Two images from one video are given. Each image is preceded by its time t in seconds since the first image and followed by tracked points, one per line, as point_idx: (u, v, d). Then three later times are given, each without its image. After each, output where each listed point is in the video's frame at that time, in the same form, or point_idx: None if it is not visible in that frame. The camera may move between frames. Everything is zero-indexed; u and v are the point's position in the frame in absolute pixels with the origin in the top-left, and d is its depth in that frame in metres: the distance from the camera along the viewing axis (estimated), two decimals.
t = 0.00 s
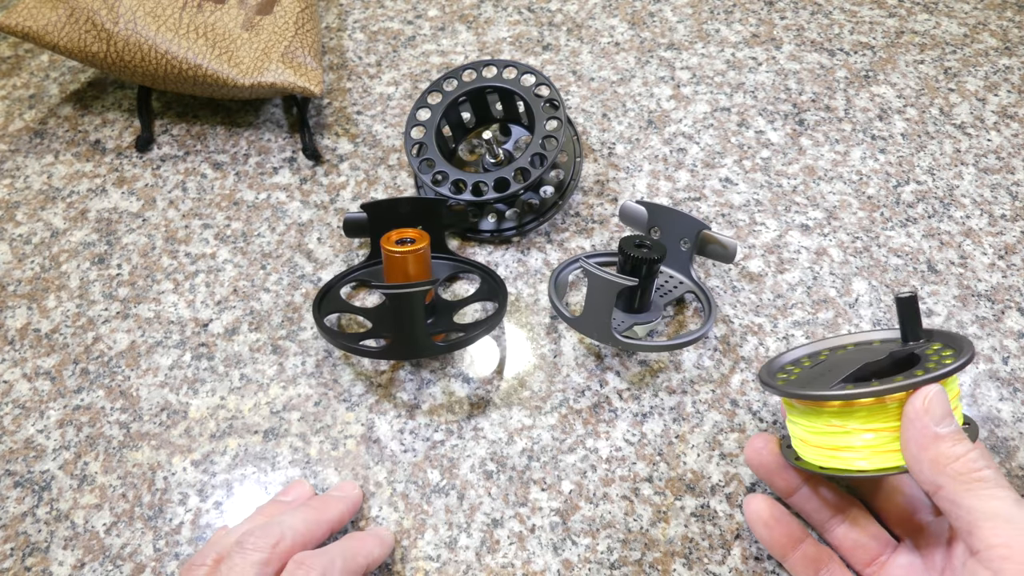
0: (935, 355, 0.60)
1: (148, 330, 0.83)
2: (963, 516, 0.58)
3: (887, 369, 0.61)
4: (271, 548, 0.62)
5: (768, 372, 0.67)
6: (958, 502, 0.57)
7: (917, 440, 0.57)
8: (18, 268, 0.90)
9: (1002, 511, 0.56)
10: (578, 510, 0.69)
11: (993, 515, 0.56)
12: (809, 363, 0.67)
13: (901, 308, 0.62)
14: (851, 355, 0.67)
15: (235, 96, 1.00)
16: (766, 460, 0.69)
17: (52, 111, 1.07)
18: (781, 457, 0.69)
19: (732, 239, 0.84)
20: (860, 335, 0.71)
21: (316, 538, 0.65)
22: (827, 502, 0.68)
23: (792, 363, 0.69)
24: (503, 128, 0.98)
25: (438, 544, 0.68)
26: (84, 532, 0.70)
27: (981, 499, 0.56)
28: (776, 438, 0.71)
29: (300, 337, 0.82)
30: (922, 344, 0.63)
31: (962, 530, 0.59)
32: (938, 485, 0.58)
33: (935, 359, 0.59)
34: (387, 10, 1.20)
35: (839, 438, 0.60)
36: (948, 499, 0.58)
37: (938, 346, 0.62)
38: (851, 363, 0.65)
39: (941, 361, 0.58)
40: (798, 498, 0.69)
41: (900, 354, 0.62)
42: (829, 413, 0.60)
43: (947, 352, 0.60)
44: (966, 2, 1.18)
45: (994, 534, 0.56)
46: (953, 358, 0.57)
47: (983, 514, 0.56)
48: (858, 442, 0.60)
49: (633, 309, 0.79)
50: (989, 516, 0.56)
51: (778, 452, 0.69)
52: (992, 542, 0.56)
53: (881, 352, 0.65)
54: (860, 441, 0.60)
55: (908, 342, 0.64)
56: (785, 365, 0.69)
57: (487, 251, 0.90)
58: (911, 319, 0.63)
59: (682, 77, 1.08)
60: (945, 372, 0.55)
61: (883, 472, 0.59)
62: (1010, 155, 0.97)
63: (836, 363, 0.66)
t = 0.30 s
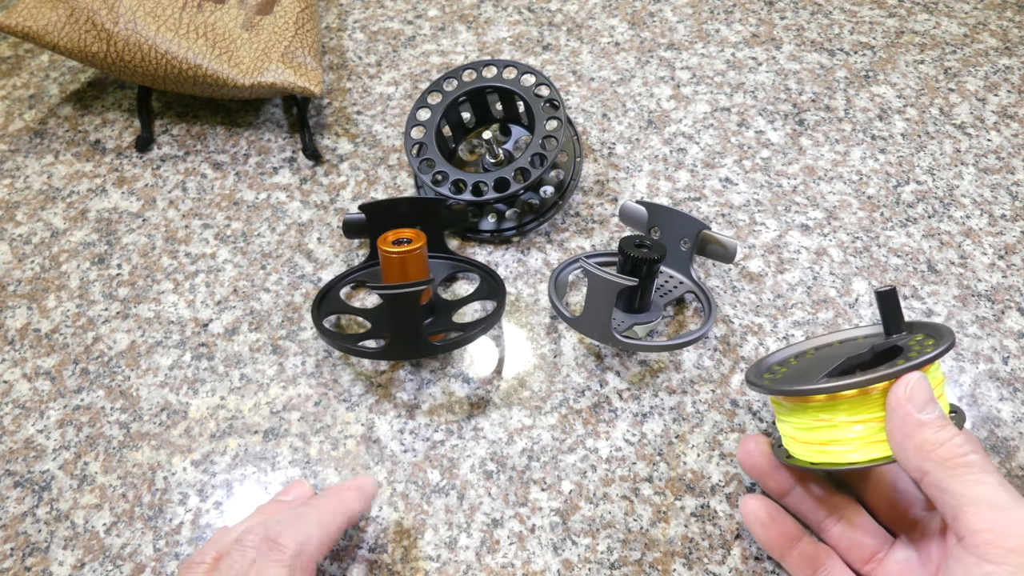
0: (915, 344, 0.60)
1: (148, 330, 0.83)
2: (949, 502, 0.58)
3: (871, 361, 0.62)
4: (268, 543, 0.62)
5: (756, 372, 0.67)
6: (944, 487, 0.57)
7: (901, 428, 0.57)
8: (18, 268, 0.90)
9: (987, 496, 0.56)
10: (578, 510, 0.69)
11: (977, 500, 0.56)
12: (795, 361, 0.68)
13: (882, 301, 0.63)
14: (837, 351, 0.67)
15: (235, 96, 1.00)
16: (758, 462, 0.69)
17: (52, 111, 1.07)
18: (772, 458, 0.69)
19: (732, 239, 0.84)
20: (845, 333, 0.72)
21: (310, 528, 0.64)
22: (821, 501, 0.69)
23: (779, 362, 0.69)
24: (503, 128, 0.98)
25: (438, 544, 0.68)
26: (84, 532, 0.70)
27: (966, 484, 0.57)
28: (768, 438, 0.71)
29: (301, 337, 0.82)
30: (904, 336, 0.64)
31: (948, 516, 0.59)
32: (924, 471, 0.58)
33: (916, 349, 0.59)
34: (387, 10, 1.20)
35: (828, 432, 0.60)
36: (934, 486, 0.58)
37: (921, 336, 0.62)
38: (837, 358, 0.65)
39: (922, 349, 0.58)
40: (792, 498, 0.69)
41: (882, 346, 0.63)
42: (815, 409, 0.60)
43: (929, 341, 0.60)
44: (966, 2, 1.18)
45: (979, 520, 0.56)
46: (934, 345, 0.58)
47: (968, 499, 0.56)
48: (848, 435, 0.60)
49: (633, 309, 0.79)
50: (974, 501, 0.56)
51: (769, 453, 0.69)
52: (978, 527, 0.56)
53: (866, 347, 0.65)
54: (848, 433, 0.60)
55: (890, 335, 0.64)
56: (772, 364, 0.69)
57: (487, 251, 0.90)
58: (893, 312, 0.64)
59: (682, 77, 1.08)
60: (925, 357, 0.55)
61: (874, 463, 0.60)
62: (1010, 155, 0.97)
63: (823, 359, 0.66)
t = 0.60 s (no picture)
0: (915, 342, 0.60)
1: (148, 330, 0.83)
2: (950, 499, 0.58)
3: (871, 359, 0.62)
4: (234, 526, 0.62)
5: (755, 371, 0.67)
6: (946, 484, 0.57)
7: (903, 425, 0.57)
8: (18, 268, 0.90)
9: (988, 494, 0.56)
10: (578, 510, 0.69)
11: (978, 497, 0.56)
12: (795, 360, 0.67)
13: (881, 298, 0.63)
14: (836, 350, 0.67)
15: (235, 96, 1.00)
16: (759, 461, 0.69)
17: (52, 111, 1.07)
18: (773, 457, 0.69)
19: (732, 239, 0.84)
20: (844, 332, 0.72)
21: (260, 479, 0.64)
22: (822, 500, 0.68)
23: (778, 361, 0.69)
24: (503, 128, 0.98)
25: (438, 544, 0.67)
26: (84, 532, 0.70)
27: (967, 481, 0.56)
28: (768, 437, 0.71)
29: (300, 337, 0.82)
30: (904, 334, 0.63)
31: (949, 513, 0.59)
32: (926, 468, 0.58)
33: (917, 345, 0.59)
34: (387, 10, 1.20)
35: (830, 429, 0.60)
36: (936, 483, 0.58)
37: (920, 334, 0.62)
38: (836, 356, 0.65)
39: (922, 346, 0.58)
40: (793, 497, 0.69)
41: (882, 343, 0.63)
42: (817, 406, 0.60)
43: (928, 338, 0.60)
44: (966, 2, 1.18)
45: (979, 517, 0.56)
46: (934, 342, 0.58)
47: (969, 497, 0.56)
48: (850, 432, 0.60)
49: (633, 309, 0.79)
50: (975, 498, 0.56)
51: (770, 452, 0.69)
52: (978, 524, 0.56)
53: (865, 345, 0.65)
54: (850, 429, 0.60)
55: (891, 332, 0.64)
56: (771, 363, 0.68)
57: (487, 251, 0.90)
58: (892, 309, 0.64)
59: (682, 77, 1.08)
60: (927, 355, 0.55)
61: (876, 460, 0.60)
62: (1010, 155, 0.97)
63: (823, 358, 0.66)
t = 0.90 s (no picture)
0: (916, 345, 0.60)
1: (148, 330, 0.83)
2: (951, 503, 0.58)
3: (873, 360, 0.62)
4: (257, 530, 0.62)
5: (755, 372, 0.67)
6: (946, 488, 0.57)
7: (904, 427, 0.57)
8: (18, 268, 0.90)
9: (989, 497, 0.56)
10: (578, 510, 0.69)
11: (979, 501, 0.56)
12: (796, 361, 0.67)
13: (882, 300, 0.63)
14: (837, 351, 0.67)
15: (235, 96, 1.00)
16: (759, 462, 0.69)
17: (52, 111, 1.07)
18: (773, 458, 0.69)
19: (732, 239, 0.84)
20: (844, 333, 0.72)
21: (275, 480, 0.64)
22: (822, 501, 0.69)
23: (779, 362, 0.69)
24: (503, 128, 0.98)
25: (438, 544, 0.68)
26: (84, 532, 0.70)
27: (968, 484, 0.56)
28: (768, 438, 0.71)
29: (300, 337, 0.82)
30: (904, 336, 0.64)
31: (949, 516, 0.59)
32: (927, 471, 0.57)
33: (918, 348, 0.59)
34: (387, 10, 1.20)
35: (831, 432, 0.61)
36: (937, 486, 0.58)
37: (920, 336, 0.62)
38: (837, 358, 0.65)
39: (924, 349, 0.58)
40: (793, 498, 0.69)
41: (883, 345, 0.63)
42: (818, 408, 0.60)
43: (930, 340, 0.60)
44: (966, 2, 1.18)
45: (981, 521, 0.56)
46: (936, 344, 0.58)
47: (970, 501, 0.56)
48: (851, 434, 0.60)
49: (633, 309, 0.79)
50: (976, 502, 0.56)
51: (770, 453, 0.69)
52: (979, 528, 0.56)
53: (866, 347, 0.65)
54: (852, 432, 0.60)
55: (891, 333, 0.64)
56: (772, 365, 0.69)
57: (487, 251, 0.90)
58: (893, 311, 0.64)
59: (682, 77, 1.08)
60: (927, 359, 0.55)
61: (877, 462, 0.60)
62: (1010, 155, 0.97)
63: (824, 359, 0.66)
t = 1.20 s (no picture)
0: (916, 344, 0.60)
1: (148, 330, 0.83)
2: (952, 502, 0.58)
3: (873, 359, 0.61)
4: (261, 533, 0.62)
5: (755, 370, 0.67)
6: (947, 486, 0.57)
7: (906, 426, 0.57)
8: (18, 268, 0.90)
9: (991, 497, 0.56)
10: (578, 510, 0.69)
11: (981, 501, 0.56)
12: (795, 360, 0.67)
13: (881, 298, 0.63)
14: (837, 350, 0.67)
15: (234, 96, 1.00)
16: (759, 460, 0.68)
17: (52, 111, 1.07)
18: (773, 457, 0.68)
19: (732, 239, 0.84)
20: (844, 331, 0.72)
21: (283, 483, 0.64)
22: (823, 500, 0.68)
23: (778, 361, 0.69)
24: (503, 128, 0.98)
25: (438, 544, 0.67)
26: (84, 532, 0.70)
27: (969, 484, 0.56)
28: (768, 437, 0.71)
29: (300, 337, 0.82)
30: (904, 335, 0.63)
31: (950, 515, 0.59)
32: (928, 470, 0.57)
33: (918, 346, 0.59)
34: (387, 10, 1.20)
35: (833, 430, 0.60)
36: (939, 485, 0.58)
37: (920, 334, 0.62)
38: (837, 357, 0.65)
39: (924, 347, 0.58)
40: (793, 496, 0.69)
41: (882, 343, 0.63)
42: (819, 407, 0.60)
43: (929, 338, 0.60)
44: (966, 2, 1.18)
45: (982, 520, 0.56)
46: (936, 343, 0.58)
47: (972, 500, 0.56)
48: (852, 433, 0.60)
49: (633, 309, 0.79)
50: (977, 501, 0.56)
51: (770, 452, 0.69)
52: (980, 528, 0.56)
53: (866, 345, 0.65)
54: (853, 432, 0.60)
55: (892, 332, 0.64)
56: (772, 363, 0.69)
57: (487, 251, 0.90)
58: (892, 309, 0.64)
59: (682, 77, 1.08)
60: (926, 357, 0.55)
61: (878, 461, 0.60)
62: (1010, 155, 0.97)
63: (824, 358, 0.66)
